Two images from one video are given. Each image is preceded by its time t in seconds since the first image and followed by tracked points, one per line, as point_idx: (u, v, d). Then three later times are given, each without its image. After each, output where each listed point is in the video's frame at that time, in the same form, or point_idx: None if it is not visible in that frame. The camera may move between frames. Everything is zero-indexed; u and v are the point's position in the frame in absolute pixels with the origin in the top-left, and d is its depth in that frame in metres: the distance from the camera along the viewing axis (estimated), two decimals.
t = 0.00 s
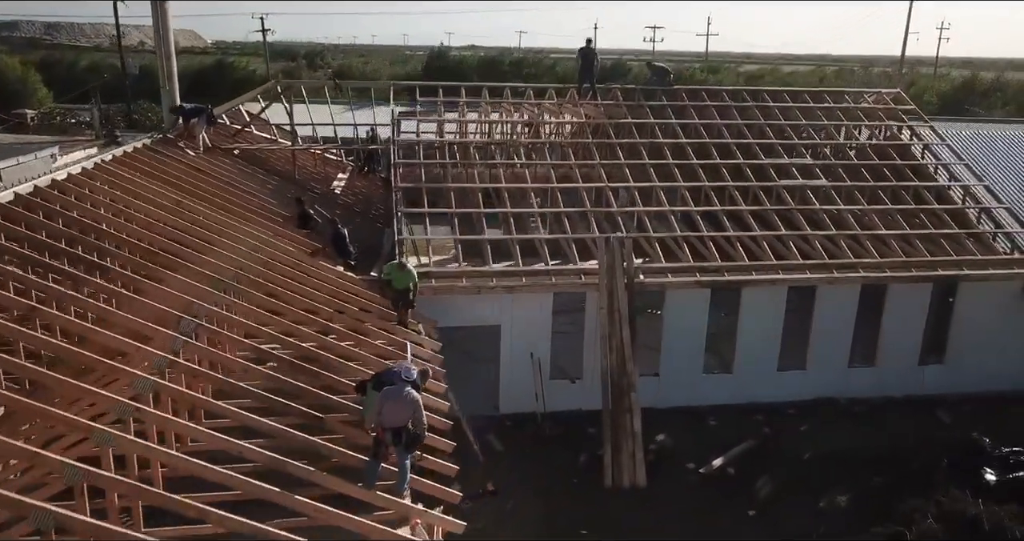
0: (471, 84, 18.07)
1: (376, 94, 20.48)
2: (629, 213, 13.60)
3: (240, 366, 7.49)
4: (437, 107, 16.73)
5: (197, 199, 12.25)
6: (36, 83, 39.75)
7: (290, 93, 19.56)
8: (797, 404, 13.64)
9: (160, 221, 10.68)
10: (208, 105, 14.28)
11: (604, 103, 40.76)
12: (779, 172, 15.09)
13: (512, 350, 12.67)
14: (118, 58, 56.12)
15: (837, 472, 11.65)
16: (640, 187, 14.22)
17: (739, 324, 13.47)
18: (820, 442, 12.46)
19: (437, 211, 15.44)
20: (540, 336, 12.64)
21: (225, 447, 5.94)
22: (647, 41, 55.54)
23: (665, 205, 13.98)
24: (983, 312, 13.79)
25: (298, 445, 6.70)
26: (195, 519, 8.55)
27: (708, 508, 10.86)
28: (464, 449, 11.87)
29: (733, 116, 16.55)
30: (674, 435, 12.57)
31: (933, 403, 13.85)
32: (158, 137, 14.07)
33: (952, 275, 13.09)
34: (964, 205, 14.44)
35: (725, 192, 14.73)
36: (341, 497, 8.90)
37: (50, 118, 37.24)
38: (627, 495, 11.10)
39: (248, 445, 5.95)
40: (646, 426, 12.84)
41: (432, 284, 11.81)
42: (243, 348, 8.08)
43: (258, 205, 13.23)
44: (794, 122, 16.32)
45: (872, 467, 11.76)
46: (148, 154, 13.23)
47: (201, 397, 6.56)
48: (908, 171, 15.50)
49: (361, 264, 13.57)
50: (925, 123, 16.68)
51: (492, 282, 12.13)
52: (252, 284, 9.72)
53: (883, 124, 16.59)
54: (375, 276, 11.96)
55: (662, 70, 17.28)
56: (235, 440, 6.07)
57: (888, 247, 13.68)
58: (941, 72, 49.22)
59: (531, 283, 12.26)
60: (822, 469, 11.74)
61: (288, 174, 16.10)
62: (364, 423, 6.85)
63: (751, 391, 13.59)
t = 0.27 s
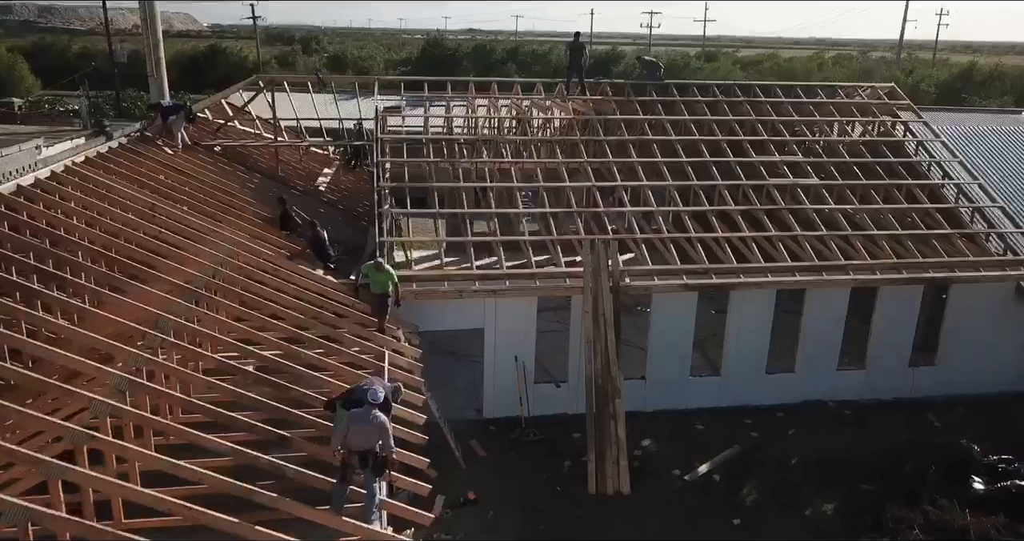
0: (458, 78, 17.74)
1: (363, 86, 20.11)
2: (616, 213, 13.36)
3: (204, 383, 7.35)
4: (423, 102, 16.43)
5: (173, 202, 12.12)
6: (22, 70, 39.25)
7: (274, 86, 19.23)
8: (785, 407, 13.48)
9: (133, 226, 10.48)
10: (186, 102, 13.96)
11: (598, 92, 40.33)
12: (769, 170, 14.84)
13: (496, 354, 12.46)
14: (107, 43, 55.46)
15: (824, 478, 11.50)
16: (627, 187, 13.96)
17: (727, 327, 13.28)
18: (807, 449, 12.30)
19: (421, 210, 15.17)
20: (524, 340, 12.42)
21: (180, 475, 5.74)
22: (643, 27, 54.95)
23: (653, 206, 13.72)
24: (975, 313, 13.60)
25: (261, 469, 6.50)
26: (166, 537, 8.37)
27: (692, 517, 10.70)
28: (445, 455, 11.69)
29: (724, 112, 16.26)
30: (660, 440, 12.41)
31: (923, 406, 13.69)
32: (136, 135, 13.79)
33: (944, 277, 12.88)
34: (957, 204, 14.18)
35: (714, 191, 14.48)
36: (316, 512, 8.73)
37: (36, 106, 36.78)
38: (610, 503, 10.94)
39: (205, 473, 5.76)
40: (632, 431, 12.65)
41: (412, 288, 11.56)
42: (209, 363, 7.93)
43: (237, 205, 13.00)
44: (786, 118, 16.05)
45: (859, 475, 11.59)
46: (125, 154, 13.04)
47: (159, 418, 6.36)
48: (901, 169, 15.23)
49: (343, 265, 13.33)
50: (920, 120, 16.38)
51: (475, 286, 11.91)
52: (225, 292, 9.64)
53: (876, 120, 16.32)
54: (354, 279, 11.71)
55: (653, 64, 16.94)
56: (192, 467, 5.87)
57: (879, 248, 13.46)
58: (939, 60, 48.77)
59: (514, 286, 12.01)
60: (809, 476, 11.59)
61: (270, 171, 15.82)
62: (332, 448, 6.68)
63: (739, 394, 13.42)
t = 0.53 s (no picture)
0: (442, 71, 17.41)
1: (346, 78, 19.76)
2: (598, 215, 13.13)
3: (162, 406, 7.21)
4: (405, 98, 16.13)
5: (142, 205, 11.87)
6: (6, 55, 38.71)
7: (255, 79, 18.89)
8: (769, 411, 13.35)
9: (99, 235, 10.25)
10: (159, 101, 13.62)
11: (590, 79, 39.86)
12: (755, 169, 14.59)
13: (475, 360, 12.27)
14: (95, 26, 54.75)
15: (804, 487, 11.39)
16: (609, 187, 13.73)
17: (710, 331, 13.11)
18: (788, 456, 12.20)
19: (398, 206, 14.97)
20: (503, 345, 12.22)
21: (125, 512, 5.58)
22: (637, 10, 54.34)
23: (637, 206, 13.51)
24: (962, 317, 13.44)
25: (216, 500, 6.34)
26: None
27: (670, 528, 10.59)
28: (422, 463, 11.56)
29: (711, 108, 15.98)
30: (640, 447, 12.28)
31: (907, 410, 13.56)
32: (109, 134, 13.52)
33: (930, 282, 12.70)
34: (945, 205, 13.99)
35: (699, 191, 14.26)
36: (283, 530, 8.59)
37: (21, 92, 36.32)
38: (588, 513, 10.82)
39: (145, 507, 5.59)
40: (612, 437, 12.52)
41: (387, 294, 11.34)
42: (171, 383, 7.77)
43: (212, 206, 12.75)
44: (774, 115, 15.78)
45: (840, 483, 11.51)
46: (93, 154, 12.76)
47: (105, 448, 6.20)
48: (889, 167, 15.03)
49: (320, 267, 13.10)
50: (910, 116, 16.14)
51: (453, 292, 11.70)
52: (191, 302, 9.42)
53: (866, 117, 16.05)
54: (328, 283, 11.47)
55: (640, 59, 16.65)
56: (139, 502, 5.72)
57: (865, 250, 13.26)
58: (937, 44, 48.27)
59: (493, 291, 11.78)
60: (789, 484, 11.48)
61: (249, 168, 15.57)
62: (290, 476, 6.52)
63: (722, 398, 13.28)
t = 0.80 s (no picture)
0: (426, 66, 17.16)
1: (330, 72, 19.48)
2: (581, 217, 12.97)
3: (125, 426, 7.10)
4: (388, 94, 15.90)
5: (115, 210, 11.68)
6: None
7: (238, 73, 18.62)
8: (752, 415, 13.28)
9: (69, 243, 10.06)
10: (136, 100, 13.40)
11: (582, 67, 39.51)
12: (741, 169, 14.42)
13: (456, 365, 12.12)
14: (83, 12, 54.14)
15: (785, 493, 11.33)
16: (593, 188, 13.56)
17: (693, 334, 12.99)
18: (771, 461, 12.14)
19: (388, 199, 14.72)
20: (484, 350, 12.09)
21: None
22: None
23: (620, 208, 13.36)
24: (948, 319, 13.35)
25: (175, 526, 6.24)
26: None
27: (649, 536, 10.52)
28: (401, 470, 11.47)
29: (697, 105, 15.78)
30: (622, 452, 12.20)
31: (892, 413, 13.50)
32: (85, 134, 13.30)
33: (916, 285, 12.57)
34: (933, 206, 13.86)
35: (684, 192, 14.09)
36: None
37: (7, 81, 35.93)
38: (567, 521, 10.74)
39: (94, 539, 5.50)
40: (595, 442, 12.44)
41: (365, 300, 11.18)
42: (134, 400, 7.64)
43: (189, 207, 12.55)
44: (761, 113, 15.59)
45: (822, 490, 11.46)
46: (67, 155, 12.55)
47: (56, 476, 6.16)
48: (877, 167, 14.87)
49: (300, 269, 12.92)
50: (899, 114, 15.96)
51: (432, 297, 11.54)
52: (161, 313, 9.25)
53: (855, 115, 15.86)
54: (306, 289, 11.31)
55: (626, 55, 16.41)
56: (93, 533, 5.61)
57: (851, 253, 13.13)
58: (932, 31, 47.92)
59: (473, 297, 11.63)
60: (771, 491, 11.41)
61: (229, 166, 15.37)
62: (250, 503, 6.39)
63: (705, 402, 13.19)
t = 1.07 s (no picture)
0: (410, 62, 16.83)
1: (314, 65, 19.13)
2: (564, 222, 12.76)
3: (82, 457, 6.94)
4: (369, 93, 15.58)
5: (86, 217, 11.46)
6: None
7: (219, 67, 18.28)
8: (736, 421, 13.17)
9: (35, 256, 9.86)
10: (109, 101, 13.17)
11: (576, 53, 39.03)
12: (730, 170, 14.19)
13: (436, 374, 11.94)
14: None
15: (765, 508, 11.27)
16: (576, 192, 13.35)
17: (678, 340, 12.82)
18: (754, 470, 12.04)
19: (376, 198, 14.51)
20: (465, 358, 11.91)
21: None
22: None
23: (604, 212, 13.14)
24: (936, 324, 13.21)
25: None
26: None
27: None
28: (380, 480, 11.35)
29: (685, 102, 15.49)
30: (603, 460, 12.08)
31: (878, 419, 13.39)
32: (58, 137, 13.07)
33: (902, 292, 12.39)
34: (922, 209, 13.67)
35: (668, 194, 13.87)
36: None
37: None
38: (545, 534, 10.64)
39: None
40: (577, 450, 12.33)
41: (342, 309, 10.99)
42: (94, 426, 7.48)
43: (164, 213, 12.33)
44: (750, 112, 15.32)
45: (804, 500, 11.37)
46: (38, 160, 12.31)
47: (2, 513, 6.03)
48: (866, 167, 14.66)
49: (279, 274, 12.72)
50: (890, 112, 15.71)
51: (410, 306, 11.33)
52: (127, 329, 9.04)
53: (845, 113, 15.61)
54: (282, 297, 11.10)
55: (613, 49, 16.07)
56: None
57: (839, 257, 12.94)
58: (930, 15, 47.41)
59: (453, 305, 11.43)
60: (751, 504, 11.33)
61: (208, 166, 15.12)
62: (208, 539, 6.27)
63: (689, 408, 13.07)
